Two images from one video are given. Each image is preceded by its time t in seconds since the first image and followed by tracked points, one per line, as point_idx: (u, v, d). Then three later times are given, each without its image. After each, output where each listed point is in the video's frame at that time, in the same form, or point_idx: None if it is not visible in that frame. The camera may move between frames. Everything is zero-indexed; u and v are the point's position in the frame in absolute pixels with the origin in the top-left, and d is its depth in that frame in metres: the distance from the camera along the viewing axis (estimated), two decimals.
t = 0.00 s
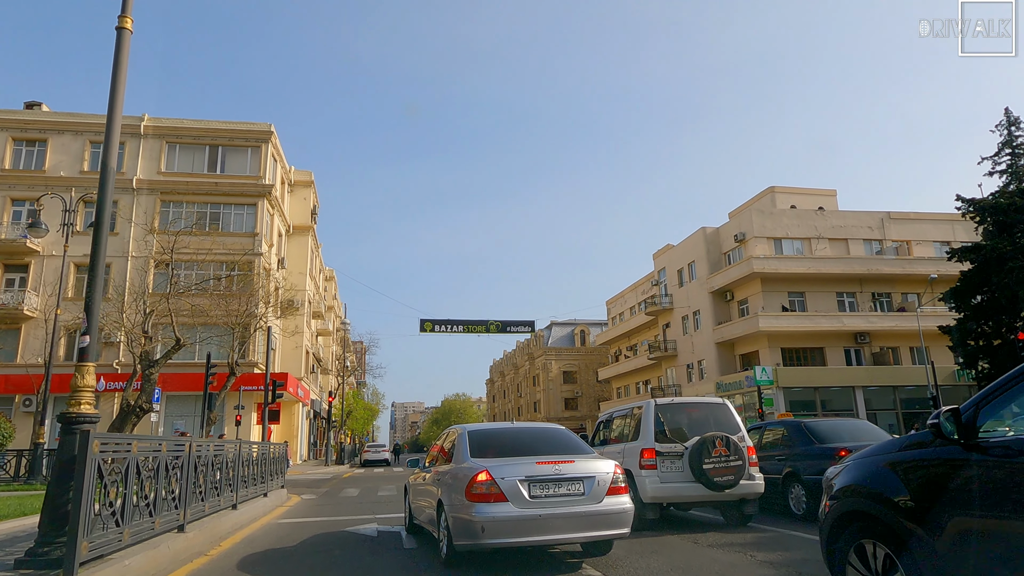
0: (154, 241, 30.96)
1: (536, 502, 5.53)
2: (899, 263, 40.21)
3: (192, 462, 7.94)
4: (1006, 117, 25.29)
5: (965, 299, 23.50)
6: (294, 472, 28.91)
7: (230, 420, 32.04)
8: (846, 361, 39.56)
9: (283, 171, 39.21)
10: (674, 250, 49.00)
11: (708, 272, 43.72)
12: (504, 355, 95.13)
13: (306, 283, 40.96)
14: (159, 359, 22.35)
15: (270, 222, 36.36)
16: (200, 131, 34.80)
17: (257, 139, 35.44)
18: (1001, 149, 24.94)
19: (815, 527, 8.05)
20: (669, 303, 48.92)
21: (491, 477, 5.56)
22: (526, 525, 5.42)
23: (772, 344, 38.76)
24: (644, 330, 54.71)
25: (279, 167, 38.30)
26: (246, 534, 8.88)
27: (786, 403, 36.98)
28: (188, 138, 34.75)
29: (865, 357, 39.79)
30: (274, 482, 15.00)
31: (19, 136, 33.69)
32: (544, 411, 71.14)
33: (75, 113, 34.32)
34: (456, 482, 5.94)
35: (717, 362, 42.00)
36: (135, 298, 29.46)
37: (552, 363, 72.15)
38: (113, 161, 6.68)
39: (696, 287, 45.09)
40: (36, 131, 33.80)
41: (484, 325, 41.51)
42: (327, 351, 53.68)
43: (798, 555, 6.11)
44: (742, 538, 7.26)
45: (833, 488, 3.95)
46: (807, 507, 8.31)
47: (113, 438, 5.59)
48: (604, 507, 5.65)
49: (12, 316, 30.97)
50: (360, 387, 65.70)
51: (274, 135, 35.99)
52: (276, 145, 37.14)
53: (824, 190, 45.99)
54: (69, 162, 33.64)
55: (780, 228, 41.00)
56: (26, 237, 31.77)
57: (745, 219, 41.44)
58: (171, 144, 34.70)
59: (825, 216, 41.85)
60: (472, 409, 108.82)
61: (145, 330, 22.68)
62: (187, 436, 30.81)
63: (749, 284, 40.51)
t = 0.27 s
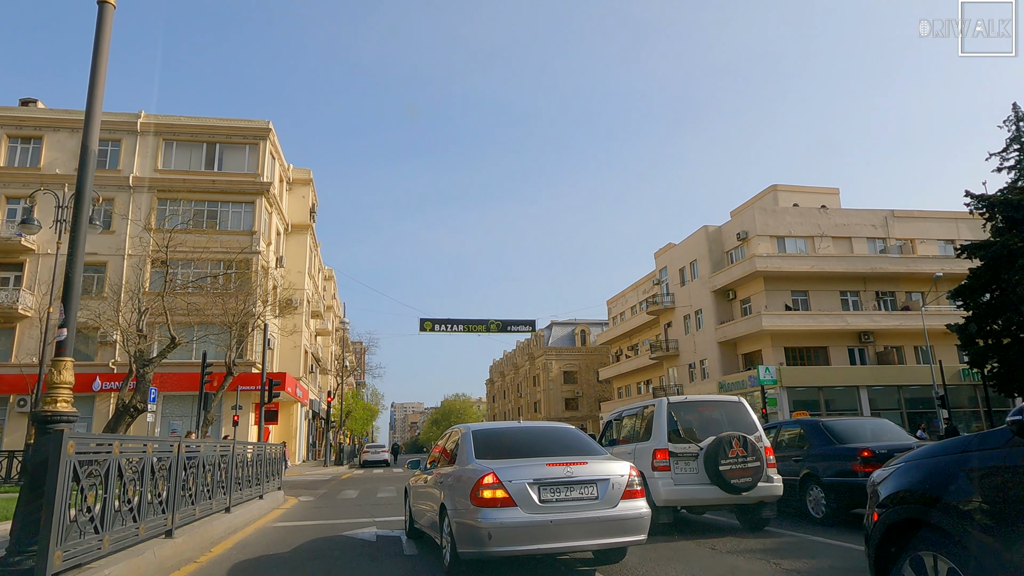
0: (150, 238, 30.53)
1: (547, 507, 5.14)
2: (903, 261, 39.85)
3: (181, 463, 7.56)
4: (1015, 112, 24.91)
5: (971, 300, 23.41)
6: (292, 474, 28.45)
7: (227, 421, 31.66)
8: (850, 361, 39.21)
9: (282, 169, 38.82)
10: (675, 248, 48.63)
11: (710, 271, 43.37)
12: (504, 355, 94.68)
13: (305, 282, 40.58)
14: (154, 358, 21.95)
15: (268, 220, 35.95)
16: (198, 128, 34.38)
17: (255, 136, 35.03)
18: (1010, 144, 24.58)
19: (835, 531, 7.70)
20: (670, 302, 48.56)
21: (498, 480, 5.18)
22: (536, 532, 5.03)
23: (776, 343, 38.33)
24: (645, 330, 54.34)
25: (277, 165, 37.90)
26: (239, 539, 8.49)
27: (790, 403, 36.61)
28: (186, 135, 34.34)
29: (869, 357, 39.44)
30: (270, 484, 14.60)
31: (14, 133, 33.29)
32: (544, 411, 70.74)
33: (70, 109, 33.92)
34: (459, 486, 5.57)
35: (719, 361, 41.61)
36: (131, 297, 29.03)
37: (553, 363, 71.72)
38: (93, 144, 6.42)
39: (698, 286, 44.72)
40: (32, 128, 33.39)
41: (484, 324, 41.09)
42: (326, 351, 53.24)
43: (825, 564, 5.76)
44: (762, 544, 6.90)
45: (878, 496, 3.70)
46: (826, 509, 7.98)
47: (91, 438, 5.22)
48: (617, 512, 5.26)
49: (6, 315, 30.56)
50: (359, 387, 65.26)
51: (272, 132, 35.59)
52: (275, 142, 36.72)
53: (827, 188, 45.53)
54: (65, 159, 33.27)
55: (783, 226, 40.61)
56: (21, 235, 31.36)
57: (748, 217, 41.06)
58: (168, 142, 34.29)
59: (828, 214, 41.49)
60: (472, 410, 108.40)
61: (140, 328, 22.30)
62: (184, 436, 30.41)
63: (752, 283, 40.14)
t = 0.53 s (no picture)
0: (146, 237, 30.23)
1: (556, 512, 4.85)
2: (906, 261, 39.58)
3: (173, 464, 7.28)
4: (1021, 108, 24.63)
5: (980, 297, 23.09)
6: (290, 474, 28.14)
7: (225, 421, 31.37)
8: (853, 360, 38.94)
9: (281, 167, 38.53)
10: (677, 248, 48.35)
11: (711, 270, 43.08)
12: (504, 355, 94.38)
13: (304, 281, 40.29)
14: (150, 357, 21.65)
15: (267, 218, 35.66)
16: (196, 125, 34.06)
17: (253, 134, 34.71)
18: (1017, 141, 24.30)
19: (851, 535, 7.44)
20: (672, 302, 48.27)
21: (504, 483, 4.88)
22: (546, 538, 4.74)
23: (778, 343, 38.01)
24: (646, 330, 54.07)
25: (275, 163, 37.59)
26: (233, 543, 8.19)
27: (793, 404, 36.32)
28: (183, 133, 34.03)
29: (872, 356, 39.17)
30: (267, 485, 14.30)
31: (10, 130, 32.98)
32: (544, 411, 70.45)
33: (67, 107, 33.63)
34: (462, 489, 5.30)
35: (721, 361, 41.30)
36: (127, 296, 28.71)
37: (553, 363, 71.41)
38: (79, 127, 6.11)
39: (699, 285, 44.43)
40: (28, 126, 33.08)
41: (485, 324, 40.77)
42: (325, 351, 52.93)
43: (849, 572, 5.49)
44: (778, 550, 6.63)
45: (920, 502, 3.56)
46: (841, 512, 7.72)
47: (71, 438, 4.94)
48: (630, 517, 4.96)
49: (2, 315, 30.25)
50: (359, 387, 64.93)
51: (271, 130, 35.28)
52: (273, 140, 36.40)
53: (829, 187, 45.22)
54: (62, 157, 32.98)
55: (786, 225, 40.31)
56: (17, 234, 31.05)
57: (750, 216, 40.77)
58: (166, 140, 33.98)
59: (830, 213, 41.21)
60: (471, 410, 108.08)
61: (135, 327, 22.02)
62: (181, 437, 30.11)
63: (755, 282, 39.83)
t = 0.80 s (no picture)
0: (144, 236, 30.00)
1: (564, 515, 4.63)
2: (909, 260, 39.38)
3: (166, 464, 7.06)
4: None
5: (986, 296, 22.93)
6: (289, 475, 27.91)
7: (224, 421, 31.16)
8: (855, 360, 38.73)
9: (280, 166, 38.33)
10: (678, 247, 48.14)
11: (713, 270, 42.87)
12: (504, 355, 94.17)
13: (303, 280, 40.10)
14: (147, 356, 21.43)
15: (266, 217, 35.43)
16: (195, 124, 33.83)
17: (252, 132, 34.49)
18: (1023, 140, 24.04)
19: (865, 538, 7.24)
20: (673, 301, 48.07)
21: (510, 486, 4.66)
22: (553, 544, 4.52)
23: (780, 343, 37.78)
24: (647, 330, 53.89)
25: (275, 161, 37.38)
26: (228, 546, 7.97)
27: (795, 404, 36.11)
28: (182, 131, 33.82)
29: (874, 356, 38.97)
30: (265, 487, 14.08)
31: (7, 129, 32.76)
32: (544, 411, 70.24)
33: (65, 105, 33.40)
34: (465, 491, 5.08)
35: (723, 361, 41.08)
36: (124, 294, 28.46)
37: (553, 363, 71.17)
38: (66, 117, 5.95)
39: (701, 285, 44.20)
40: (25, 124, 32.86)
41: (485, 324, 40.54)
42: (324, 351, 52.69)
43: None
44: (793, 555, 6.42)
45: (957, 510, 3.48)
46: (855, 514, 7.51)
47: (55, 437, 4.71)
48: (641, 520, 4.74)
49: None
50: (358, 387, 64.71)
51: (270, 129, 35.06)
52: (272, 139, 36.17)
53: (831, 186, 44.99)
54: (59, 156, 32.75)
55: (788, 224, 40.08)
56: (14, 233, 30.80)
57: (752, 215, 40.51)
58: (164, 138, 33.77)
59: (833, 212, 40.99)
60: (471, 410, 107.88)
61: (133, 325, 21.82)
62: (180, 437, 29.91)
63: (757, 282, 39.60)
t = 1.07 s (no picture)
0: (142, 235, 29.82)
1: (571, 518, 4.47)
2: (911, 260, 39.22)
3: (161, 465, 6.87)
4: None
5: (991, 296, 22.79)
6: (288, 475, 27.73)
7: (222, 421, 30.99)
8: (857, 361, 38.57)
9: (280, 165, 38.18)
10: (679, 247, 47.98)
11: (714, 270, 42.69)
12: (504, 355, 93.97)
13: (303, 280, 39.94)
14: (144, 355, 21.25)
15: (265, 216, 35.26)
16: (194, 122, 33.65)
17: (251, 131, 34.33)
18: None
19: (876, 541, 7.09)
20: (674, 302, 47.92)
21: (514, 488, 4.49)
22: (560, 548, 4.35)
23: (782, 343, 37.61)
24: (647, 330, 53.73)
25: (274, 160, 37.22)
26: (224, 549, 7.77)
27: (797, 404, 35.95)
28: (181, 130, 33.66)
29: (876, 357, 38.81)
30: (263, 487, 13.90)
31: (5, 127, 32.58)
32: (544, 411, 70.06)
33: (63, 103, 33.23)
34: (468, 493, 4.92)
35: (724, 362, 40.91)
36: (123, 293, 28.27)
37: (553, 363, 71.00)
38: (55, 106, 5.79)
39: (702, 284, 44.04)
40: (23, 122, 32.69)
41: (485, 324, 40.37)
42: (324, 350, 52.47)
43: None
44: (804, 559, 6.27)
45: (992, 516, 3.53)
46: (866, 517, 7.36)
47: (41, 435, 4.50)
48: (650, 524, 4.57)
49: None
50: (358, 387, 64.51)
51: (270, 127, 34.90)
52: (272, 137, 36.01)
53: (833, 185, 44.80)
54: (57, 154, 32.57)
55: (790, 224, 39.92)
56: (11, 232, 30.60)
57: (754, 215, 40.36)
58: (164, 137, 33.62)
59: (835, 211, 40.83)
60: (471, 410, 107.75)
61: (130, 324, 21.64)
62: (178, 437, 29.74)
63: (758, 281, 39.43)
